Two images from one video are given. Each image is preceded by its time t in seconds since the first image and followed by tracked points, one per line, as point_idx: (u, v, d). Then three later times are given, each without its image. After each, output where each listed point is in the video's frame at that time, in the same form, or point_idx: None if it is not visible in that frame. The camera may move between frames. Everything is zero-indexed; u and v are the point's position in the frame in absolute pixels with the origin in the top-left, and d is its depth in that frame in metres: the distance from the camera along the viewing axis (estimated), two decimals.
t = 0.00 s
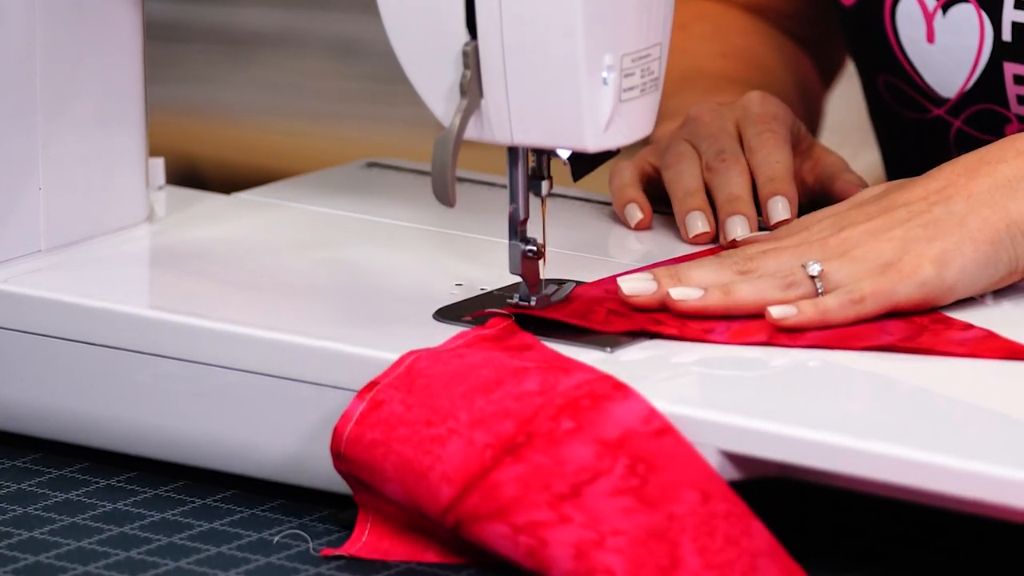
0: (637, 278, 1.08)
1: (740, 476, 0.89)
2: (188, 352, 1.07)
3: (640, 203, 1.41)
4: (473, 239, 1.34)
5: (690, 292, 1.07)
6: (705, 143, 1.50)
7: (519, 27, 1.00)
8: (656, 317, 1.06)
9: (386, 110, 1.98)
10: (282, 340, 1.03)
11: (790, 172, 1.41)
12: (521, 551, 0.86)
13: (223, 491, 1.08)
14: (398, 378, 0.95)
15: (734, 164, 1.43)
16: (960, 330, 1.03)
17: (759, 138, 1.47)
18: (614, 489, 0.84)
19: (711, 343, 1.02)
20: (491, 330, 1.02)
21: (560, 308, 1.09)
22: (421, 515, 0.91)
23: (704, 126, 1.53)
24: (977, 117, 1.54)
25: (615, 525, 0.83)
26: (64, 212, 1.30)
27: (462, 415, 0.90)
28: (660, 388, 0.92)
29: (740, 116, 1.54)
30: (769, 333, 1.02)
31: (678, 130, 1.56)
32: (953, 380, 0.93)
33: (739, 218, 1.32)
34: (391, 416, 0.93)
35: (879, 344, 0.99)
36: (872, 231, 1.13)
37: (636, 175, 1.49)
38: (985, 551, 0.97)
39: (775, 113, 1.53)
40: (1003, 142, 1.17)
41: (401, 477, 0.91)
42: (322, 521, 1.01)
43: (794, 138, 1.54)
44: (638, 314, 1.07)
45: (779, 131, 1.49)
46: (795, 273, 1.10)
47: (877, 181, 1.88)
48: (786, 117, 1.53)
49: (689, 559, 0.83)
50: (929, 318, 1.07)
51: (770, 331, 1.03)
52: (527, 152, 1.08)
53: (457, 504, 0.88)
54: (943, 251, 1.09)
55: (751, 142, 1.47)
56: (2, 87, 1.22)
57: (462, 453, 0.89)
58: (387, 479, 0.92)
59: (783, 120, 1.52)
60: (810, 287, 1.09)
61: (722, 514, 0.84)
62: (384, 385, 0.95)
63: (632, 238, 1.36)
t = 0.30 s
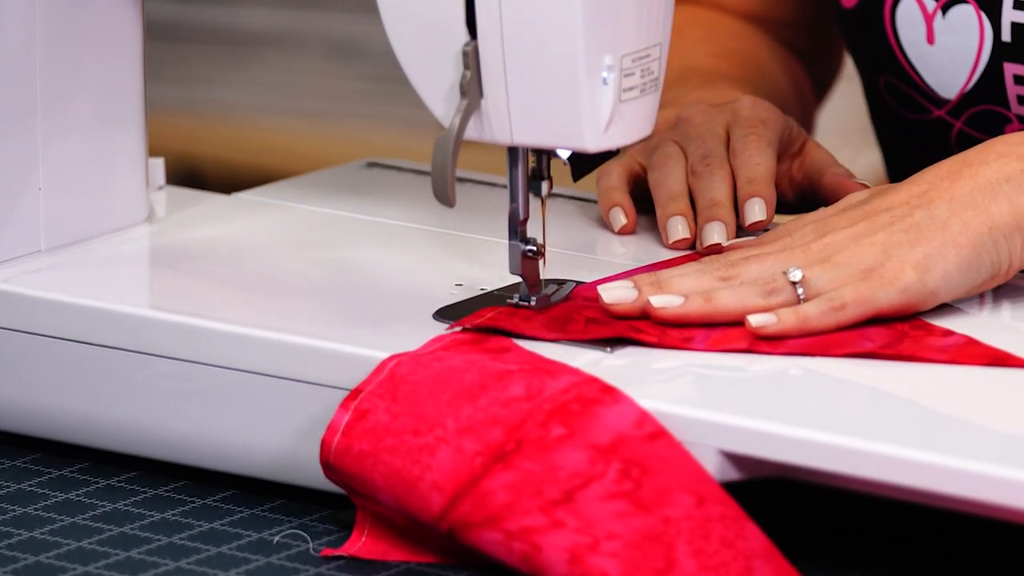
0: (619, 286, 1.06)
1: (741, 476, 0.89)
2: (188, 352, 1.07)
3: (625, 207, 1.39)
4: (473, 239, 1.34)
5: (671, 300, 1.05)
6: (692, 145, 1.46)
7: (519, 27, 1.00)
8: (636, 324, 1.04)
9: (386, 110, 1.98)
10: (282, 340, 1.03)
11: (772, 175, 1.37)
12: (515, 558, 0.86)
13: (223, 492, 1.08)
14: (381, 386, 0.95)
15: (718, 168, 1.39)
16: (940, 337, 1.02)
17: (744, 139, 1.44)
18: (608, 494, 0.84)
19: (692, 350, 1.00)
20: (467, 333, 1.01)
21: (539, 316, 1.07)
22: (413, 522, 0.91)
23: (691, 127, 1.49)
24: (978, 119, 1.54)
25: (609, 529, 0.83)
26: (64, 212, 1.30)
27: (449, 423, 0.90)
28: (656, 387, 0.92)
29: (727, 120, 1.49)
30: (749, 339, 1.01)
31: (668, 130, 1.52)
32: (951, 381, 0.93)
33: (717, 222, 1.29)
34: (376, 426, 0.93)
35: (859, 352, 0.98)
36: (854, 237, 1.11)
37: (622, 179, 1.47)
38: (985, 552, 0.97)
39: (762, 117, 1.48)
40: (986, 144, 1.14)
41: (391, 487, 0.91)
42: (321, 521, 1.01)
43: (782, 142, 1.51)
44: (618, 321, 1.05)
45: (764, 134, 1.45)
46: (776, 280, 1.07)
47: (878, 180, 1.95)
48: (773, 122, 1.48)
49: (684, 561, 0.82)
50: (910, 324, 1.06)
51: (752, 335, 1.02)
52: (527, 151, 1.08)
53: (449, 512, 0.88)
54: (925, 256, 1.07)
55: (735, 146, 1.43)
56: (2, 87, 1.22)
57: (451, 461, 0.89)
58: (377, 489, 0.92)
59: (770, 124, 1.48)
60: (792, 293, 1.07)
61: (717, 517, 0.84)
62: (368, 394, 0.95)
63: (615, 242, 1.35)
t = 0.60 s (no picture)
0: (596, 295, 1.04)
1: (741, 476, 0.89)
2: (188, 353, 1.07)
3: (609, 212, 1.37)
4: (472, 240, 1.34)
5: (647, 310, 1.03)
6: (684, 154, 1.44)
7: (519, 27, 1.00)
8: (614, 332, 1.02)
9: (386, 110, 1.98)
10: (281, 340, 1.03)
11: (763, 197, 1.36)
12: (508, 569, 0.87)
13: (223, 492, 1.08)
14: (349, 405, 0.94)
15: (707, 180, 1.37)
16: (918, 346, 1.00)
17: (738, 159, 1.42)
18: (596, 502, 0.84)
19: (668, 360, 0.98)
20: (422, 336, 0.99)
21: (513, 324, 1.05)
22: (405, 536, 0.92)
23: (686, 136, 1.47)
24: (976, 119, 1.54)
25: (598, 537, 0.84)
26: (64, 212, 1.30)
27: (427, 441, 0.90)
28: (653, 388, 0.92)
29: (723, 134, 1.48)
30: (725, 348, 0.99)
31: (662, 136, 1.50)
32: (931, 387, 0.92)
33: (699, 230, 1.27)
34: (354, 448, 0.93)
35: (836, 360, 0.97)
36: (832, 246, 1.10)
37: (612, 186, 1.45)
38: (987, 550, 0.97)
39: (757, 133, 1.46)
40: (966, 155, 1.13)
41: (378, 507, 0.92)
42: (321, 521, 1.01)
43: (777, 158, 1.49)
44: (593, 330, 1.03)
45: (761, 153, 1.43)
46: (753, 289, 1.05)
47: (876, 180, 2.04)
48: (768, 137, 1.47)
49: (675, 564, 0.83)
50: (888, 334, 1.04)
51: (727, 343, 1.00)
52: (527, 152, 1.08)
53: (437, 529, 0.89)
54: (904, 266, 1.05)
55: (728, 163, 1.41)
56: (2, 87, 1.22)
57: (433, 480, 0.89)
58: (366, 509, 0.93)
59: (766, 141, 1.46)
60: (769, 302, 1.05)
61: (707, 522, 0.84)
62: (337, 415, 0.94)
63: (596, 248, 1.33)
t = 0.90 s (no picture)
0: (573, 303, 1.03)
1: (740, 476, 0.89)
2: (188, 353, 1.07)
3: (595, 219, 1.34)
4: (473, 240, 1.34)
5: (625, 318, 1.02)
6: (671, 160, 1.42)
7: (519, 27, 1.00)
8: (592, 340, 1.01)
9: (388, 110, 1.98)
10: (281, 340, 1.03)
11: (747, 200, 1.33)
12: None
13: (223, 492, 1.08)
14: (314, 458, 0.93)
15: (692, 186, 1.34)
16: (895, 354, 0.99)
17: (723, 163, 1.40)
18: (567, 526, 0.84)
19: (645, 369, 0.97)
20: (377, 364, 0.97)
21: (489, 333, 1.03)
22: None
23: (676, 142, 1.44)
24: (975, 119, 1.55)
25: (574, 559, 0.82)
26: (64, 212, 1.30)
27: (395, 487, 0.89)
28: (647, 388, 0.92)
29: (711, 138, 1.46)
30: (702, 355, 0.98)
31: (653, 142, 1.48)
32: (913, 392, 0.91)
33: (680, 237, 1.25)
34: (324, 505, 0.91)
35: (812, 368, 0.95)
36: (811, 256, 1.09)
37: (602, 193, 1.42)
38: (984, 548, 0.97)
39: (746, 137, 1.45)
40: (945, 167, 1.12)
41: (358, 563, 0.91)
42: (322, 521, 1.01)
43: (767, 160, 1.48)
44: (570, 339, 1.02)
45: (750, 157, 1.42)
46: (731, 297, 1.05)
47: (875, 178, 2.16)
48: (757, 141, 1.45)
49: None
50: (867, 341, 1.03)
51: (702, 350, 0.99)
52: (527, 152, 1.08)
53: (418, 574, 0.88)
54: (884, 276, 1.04)
55: (713, 167, 1.39)
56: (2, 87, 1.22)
57: (405, 526, 0.88)
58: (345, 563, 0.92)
59: (754, 144, 1.45)
60: (747, 311, 1.04)
61: (678, 530, 0.83)
62: (301, 474, 0.93)
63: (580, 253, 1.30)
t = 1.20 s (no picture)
0: (546, 313, 1.01)
1: (740, 476, 0.89)
2: (188, 353, 1.07)
3: (588, 224, 1.34)
4: (473, 240, 1.34)
5: (598, 327, 1.00)
6: (664, 166, 1.40)
7: (519, 28, 1.00)
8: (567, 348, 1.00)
9: (388, 112, 1.98)
10: (282, 341, 1.03)
11: (733, 203, 1.32)
12: None
13: (223, 491, 1.08)
14: (290, 493, 0.92)
15: (679, 191, 1.34)
16: (870, 362, 0.96)
17: (712, 165, 1.39)
18: (553, 541, 0.83)
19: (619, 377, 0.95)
20: (347, 405, 0.98)
21: (463, 340, 1.01)
22: None
23: (670, 148, 1.43)
24: (974, 122, 1.55)
25: (562, 571, 0.81)
26: (64, 212, 1.30)
27: (376, 515, 0.89)
28: (644, 387, 0.93)
29: (706, 143, 1.45)
30: (674, 364, 0.96)
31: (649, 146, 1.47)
32: (887, 404, 0.89)
33: (664, 244, 1.24)
34: (308, 538, 0.90)
35: (785, 377, 0.94)
36: (786, 266, 1.04)
37: (599, 198, 1.40)
38: (982, 546, 0.97)
39: (738, 142, 1.44)
40: (923, 175, 1.08)
41: None
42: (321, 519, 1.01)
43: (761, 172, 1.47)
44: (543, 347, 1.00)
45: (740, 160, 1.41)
46: (705, 306, 1.02)
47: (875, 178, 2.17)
48: (749, 146, 1.44)
49: None
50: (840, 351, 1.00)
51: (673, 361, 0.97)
52: (527, 153, 1.08)
53: None
54: (859, 286, 1.00)
55: (702, 170, 1.38)
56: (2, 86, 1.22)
57: (390, 550, 0.88)
58: None
59: (745, 149, 1.43)
60: (721, 321, 1.01)
61: (664, 544, 0.83)
62: (278, 508, 0.91)
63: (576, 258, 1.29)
